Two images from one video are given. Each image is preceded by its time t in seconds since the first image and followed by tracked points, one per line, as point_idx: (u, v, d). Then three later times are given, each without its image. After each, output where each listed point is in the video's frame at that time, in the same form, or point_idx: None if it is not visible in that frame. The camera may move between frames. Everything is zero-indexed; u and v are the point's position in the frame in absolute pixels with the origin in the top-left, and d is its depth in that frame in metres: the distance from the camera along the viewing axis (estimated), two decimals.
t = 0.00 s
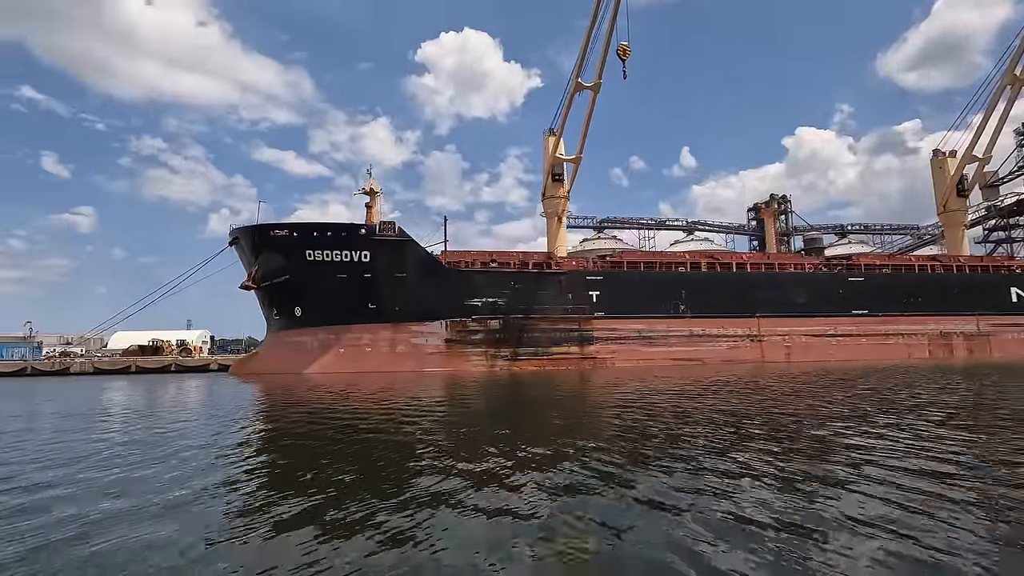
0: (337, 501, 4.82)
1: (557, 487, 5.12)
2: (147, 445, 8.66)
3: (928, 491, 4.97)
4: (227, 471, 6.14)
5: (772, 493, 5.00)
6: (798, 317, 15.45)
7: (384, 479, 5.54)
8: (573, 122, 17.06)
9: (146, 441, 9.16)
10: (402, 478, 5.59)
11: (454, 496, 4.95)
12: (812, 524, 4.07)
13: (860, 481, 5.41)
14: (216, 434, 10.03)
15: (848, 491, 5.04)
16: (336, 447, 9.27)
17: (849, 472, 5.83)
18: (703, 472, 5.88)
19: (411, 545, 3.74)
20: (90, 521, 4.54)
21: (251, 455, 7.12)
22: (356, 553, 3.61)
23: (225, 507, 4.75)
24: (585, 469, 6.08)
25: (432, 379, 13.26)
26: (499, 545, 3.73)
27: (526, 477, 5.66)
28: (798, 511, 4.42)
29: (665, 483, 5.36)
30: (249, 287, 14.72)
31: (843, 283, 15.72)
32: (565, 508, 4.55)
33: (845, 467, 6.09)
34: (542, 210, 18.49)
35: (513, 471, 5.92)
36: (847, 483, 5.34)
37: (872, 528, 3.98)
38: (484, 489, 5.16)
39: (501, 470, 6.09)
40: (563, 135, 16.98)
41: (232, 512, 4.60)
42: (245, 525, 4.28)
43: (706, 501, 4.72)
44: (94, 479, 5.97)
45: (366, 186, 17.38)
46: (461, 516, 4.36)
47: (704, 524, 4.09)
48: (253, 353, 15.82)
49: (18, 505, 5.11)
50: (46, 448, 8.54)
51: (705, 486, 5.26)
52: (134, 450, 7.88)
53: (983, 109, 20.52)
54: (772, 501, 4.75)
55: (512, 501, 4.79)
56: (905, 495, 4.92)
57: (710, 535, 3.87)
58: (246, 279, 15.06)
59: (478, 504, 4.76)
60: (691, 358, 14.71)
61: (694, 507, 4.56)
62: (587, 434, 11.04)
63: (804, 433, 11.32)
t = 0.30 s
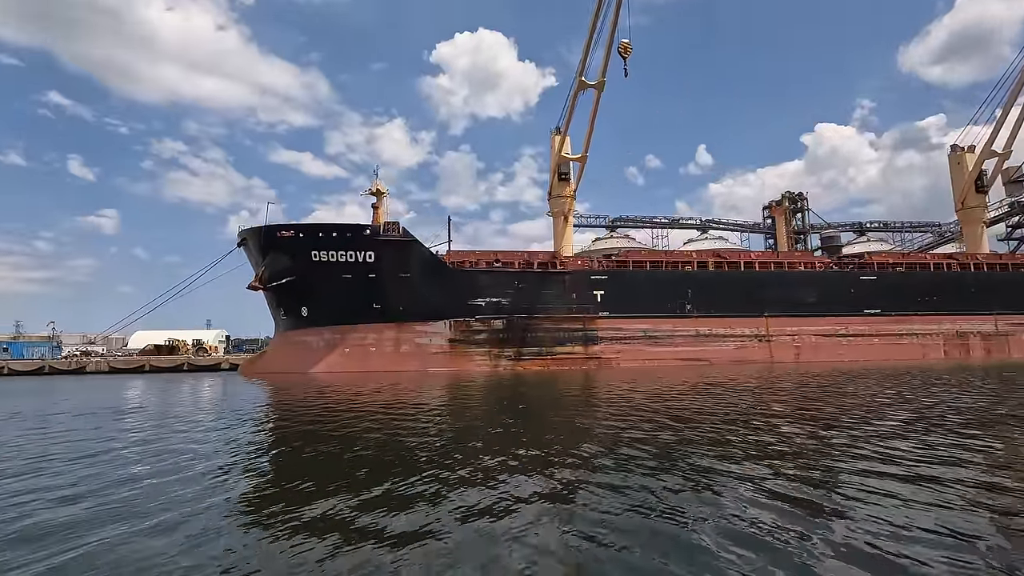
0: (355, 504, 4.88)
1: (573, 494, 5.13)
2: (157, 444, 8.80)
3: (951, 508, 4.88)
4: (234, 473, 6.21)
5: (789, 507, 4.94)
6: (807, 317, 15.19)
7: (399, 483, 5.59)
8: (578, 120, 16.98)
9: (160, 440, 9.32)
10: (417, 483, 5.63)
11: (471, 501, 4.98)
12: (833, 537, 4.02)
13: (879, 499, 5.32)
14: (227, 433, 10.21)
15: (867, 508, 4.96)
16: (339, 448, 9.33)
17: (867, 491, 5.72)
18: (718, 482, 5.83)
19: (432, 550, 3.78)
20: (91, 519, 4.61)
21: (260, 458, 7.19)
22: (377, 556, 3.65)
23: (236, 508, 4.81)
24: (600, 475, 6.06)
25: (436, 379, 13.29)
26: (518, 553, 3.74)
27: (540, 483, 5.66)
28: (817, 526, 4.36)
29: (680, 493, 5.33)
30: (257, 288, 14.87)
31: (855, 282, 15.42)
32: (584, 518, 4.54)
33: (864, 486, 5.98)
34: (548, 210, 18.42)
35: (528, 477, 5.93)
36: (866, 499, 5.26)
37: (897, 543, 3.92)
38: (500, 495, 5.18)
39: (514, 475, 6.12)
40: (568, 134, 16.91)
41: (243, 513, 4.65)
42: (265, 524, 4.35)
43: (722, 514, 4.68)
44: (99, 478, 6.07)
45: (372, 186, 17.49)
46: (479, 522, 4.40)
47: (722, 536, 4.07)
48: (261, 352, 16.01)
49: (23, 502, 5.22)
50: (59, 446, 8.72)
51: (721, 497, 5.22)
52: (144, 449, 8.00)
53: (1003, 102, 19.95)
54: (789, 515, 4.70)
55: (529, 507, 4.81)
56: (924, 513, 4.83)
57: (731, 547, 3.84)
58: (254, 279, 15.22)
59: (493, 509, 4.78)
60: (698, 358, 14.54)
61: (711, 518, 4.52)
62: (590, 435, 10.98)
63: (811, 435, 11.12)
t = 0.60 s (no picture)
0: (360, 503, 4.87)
1: (580, 489, 5.13)
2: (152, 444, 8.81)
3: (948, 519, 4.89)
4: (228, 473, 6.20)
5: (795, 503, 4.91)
6: (803, 317, 15.08)
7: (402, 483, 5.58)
8: (573, 121, 16.95)
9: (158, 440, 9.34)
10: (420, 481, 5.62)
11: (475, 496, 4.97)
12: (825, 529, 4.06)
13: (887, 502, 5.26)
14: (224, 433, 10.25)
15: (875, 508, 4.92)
16: (329, 450, 9.32)
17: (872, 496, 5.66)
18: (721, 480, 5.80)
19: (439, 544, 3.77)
20: (75, 517, 4.62)
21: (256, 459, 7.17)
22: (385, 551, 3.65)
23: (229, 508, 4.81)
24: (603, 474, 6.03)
25: (429, 380, 13.29)
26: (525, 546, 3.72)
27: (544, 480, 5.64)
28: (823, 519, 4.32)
29: (685, 489, 5.30)
30: (252, 289, 14.87)
31: (852, 282, 15.29)
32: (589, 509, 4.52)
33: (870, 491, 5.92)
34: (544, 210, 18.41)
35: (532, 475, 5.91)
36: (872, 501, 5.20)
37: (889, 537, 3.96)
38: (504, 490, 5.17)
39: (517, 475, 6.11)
40: (563, 135, 16.90)
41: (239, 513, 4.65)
42: (269, 524, 4.35)
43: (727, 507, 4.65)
44: (86, 478, 6.08)
45: (368, 188, 17.52)
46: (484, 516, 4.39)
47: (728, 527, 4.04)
48: (257, 353, 16.03)
49: (11, 502, 5.22)
50: (53, 446, 8.75)
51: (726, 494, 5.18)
52: (139, 450, 8.02)
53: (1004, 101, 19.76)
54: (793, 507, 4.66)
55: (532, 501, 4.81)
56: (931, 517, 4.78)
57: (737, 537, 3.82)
58: (249, 281, 15.23)
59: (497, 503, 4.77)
60: (693, 359, 14.46)
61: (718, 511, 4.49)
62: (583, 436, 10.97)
63: (805, 437, 11.04)
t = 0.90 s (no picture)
0: (363, 511, 4.86)
1: (573, 502, 5.18)
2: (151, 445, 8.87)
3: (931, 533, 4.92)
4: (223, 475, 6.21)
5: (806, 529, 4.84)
6: (798, 318, 15.00)
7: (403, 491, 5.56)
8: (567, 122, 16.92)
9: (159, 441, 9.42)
10: (423, 489, 5.62)
11: (479, 509, 4.92)
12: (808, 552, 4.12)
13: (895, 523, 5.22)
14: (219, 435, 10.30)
15: (884, 533, 4.85)
16: (320, 452, 9.33)
17: (878, 513, 5.60)
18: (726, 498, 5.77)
19: (445, 558, 3.74)
20: (63, 519, 4.65)
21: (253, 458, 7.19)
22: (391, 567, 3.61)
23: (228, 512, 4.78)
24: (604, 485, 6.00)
25: (420, 381, 13.29)
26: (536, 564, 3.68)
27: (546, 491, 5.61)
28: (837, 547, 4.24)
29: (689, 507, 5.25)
30: (245, 290, 14.89)
31: (847, 282, 15.20)
32: (598, 529, 4.46)
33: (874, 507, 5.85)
34: (539, 211, 18.38)
35: (533, 484, 5.90)
36: (879, 523, 5.15)
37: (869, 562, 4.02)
38: (508, 502, 5.15)
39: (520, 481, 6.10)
40: (557, 135, 16.89)
41: (240, 518, 4.65)
42: (274, 531, 4.33)
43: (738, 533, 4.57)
44: (80, 477, 6.12)
45: (362, 189, 17.55)
46: (489, 530, 4.35)
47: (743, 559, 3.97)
48: (251, 354, 16.07)
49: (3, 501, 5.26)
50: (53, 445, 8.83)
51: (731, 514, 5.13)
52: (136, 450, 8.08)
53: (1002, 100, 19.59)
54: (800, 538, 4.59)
55: (526, 511, 4.87)
56: (950, 540, 4.69)
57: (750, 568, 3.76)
58: (242, 282, 15.24)
59: (502, 516, 4.75)
60: (685, 360, 14.40)
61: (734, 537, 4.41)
62: (575, 436, 11.01)
63: (796, 439, 10.99)
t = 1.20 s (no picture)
0: (354, 513, 4.88)
1: (563, 502, 5.21)
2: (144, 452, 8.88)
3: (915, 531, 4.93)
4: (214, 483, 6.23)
5: (794, 528, 4.83)
6: (791, 319, 14.93)
7: (395, 493, 5.56)
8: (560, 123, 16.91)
9: (153, 447, 9.43)
10: (415, 492, 5.62)
11: (468, 511, 4.92)
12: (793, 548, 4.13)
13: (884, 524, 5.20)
14: (213, 438, 10.33)
15: (870, 531, 4.86)
16: (306, 453, 9.33)
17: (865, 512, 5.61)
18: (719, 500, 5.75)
19: (432, 561, 3.73)
20: (51, 530, 4.68)
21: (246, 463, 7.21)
22: (376, 571, 3.61)
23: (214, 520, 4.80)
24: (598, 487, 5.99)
25: (411, 383, 13.28)
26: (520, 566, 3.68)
27: (542, 492, 5.60)
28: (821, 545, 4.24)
29: (681, 508, 5.24)
30: (237, 292, 14.90)
31: (840, 283, 15.14)
32: (586, 529, 4.47)
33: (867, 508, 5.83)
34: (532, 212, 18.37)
35: (522, 487, 5.89)
36: (868, 523, 5.13)
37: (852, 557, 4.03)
38: (501, 504, 5.17)
39: (510, 483, 6.11)
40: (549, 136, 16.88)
41: (225, 525, 4.66)
42: (262, 536, 4.35)
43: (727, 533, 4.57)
44: (67, 488, 6.14)
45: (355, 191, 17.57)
46: (476, 533, 4.34)
47: (730, 561, 3.97)
48: (244, 356, 16.08)
49: None
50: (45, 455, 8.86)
51: (720, 515, 5.12)
52: (128, 457, 8.10)
53: (999, 99, 19.48)
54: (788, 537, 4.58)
55: (516, 511, 4.90)
56: (937, 540, 4.67)
57: (737, 567, 3.75)
58: (234, 284, 15.26)
59: (491, 518, 4.75)
60: (677, 361, 14.36)
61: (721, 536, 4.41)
62: (563, 438, 10.98)
63: (786, 440, 10.94)
